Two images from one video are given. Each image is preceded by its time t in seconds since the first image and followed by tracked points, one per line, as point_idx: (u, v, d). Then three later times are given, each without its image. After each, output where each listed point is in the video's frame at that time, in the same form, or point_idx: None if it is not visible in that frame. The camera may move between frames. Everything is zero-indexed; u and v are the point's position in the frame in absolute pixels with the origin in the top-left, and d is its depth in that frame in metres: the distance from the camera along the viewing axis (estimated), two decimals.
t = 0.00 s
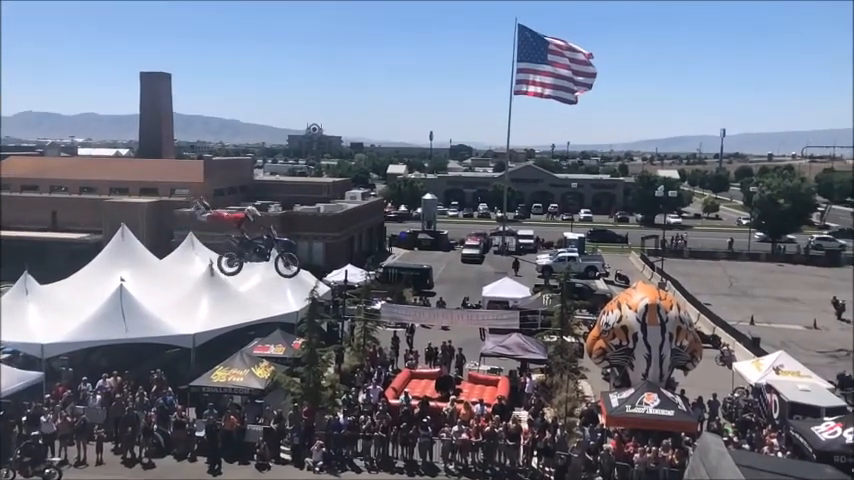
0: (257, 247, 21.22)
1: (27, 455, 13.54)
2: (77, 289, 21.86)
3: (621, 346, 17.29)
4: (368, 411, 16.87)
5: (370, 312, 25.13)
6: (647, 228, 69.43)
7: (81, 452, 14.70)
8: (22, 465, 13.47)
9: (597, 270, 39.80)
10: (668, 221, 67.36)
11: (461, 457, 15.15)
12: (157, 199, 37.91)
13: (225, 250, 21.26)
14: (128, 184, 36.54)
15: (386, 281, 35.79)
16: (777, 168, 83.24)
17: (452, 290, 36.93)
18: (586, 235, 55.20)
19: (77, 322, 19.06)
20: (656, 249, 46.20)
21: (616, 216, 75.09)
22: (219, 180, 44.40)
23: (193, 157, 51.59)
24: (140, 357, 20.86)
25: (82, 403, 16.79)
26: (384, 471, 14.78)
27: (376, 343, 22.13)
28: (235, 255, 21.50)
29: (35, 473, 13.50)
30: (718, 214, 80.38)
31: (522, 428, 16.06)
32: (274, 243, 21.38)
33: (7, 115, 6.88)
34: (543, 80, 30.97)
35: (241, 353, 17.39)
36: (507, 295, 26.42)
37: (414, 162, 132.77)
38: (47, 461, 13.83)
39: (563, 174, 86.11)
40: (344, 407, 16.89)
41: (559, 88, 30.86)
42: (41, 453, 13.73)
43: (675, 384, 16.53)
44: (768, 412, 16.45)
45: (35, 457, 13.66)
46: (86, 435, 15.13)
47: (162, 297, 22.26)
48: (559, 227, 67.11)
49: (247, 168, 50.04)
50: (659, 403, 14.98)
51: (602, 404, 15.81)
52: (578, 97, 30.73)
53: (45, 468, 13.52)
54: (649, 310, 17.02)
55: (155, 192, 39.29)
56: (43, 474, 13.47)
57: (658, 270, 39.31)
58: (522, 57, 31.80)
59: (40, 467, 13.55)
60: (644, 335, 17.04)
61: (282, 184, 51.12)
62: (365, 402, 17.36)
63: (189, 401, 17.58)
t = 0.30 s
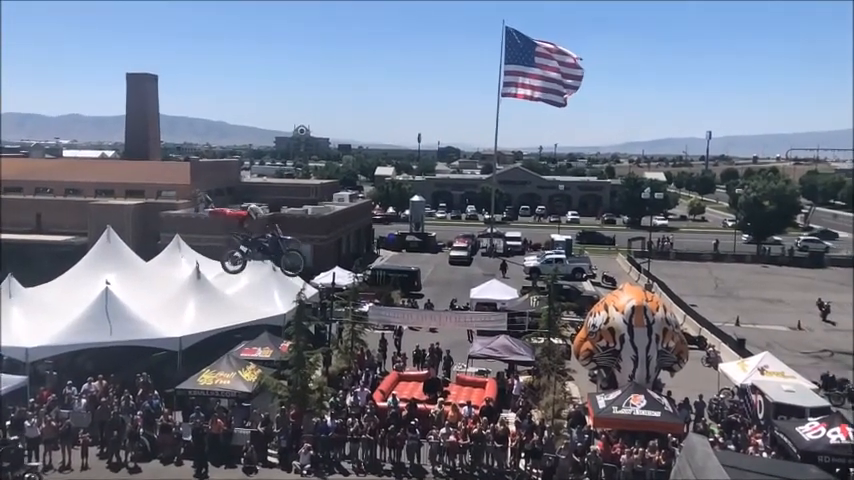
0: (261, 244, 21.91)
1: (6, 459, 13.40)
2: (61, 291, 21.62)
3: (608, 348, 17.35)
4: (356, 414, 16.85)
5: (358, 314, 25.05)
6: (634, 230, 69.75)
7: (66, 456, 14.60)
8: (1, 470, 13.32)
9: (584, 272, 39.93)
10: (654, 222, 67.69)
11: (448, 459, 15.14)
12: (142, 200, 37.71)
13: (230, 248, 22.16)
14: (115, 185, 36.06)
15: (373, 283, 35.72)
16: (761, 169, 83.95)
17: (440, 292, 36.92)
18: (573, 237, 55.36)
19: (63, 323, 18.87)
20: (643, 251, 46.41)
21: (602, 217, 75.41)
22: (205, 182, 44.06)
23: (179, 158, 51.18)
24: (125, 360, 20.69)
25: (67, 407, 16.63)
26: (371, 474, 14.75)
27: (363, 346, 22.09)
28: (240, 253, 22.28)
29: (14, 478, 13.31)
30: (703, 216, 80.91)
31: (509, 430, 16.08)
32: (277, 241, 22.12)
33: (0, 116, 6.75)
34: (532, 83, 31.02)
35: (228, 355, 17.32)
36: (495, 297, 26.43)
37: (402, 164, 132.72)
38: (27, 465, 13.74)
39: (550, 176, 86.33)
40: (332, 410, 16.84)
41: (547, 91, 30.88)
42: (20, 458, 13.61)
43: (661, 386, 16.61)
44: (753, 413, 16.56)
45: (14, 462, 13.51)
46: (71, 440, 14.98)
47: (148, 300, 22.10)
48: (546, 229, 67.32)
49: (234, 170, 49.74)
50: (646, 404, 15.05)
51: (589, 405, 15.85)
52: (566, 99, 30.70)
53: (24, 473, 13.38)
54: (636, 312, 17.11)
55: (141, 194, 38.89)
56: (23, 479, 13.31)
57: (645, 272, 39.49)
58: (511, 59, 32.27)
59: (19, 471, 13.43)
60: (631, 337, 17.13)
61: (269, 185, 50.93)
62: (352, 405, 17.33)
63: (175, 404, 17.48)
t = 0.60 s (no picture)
0: (268, 242, 23.99)
1: None
2: (46, 293, 21.44)
3: (597, 349, 17.42)
4: (345, 415, 16.83)
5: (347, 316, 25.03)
6: (622, 231, 70.07)
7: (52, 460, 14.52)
8: None
9: (572, 272, 40.07)
10: (643, 223, 68.03)
11: (438, 460, 15.15)
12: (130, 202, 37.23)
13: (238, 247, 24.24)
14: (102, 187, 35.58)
15: (363, 285, 35.72)
16: (748, 171, 84.66)
17: (429, 293, 36.97)
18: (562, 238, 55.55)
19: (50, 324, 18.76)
20: (631, 252, 46.66)
21: (591, 218, 75.68)
22: (194, 184, 43.76)
23: (167, 159, 50.85)
24: (112, 363, 20.58)
25: (54, 410, 16.53)
26: (361, 476, 14.74)
27: (353, 347, 22.07)
28: (248, 251, 24.22)
29: None
30: (690, 217, 81.37)
31: (498, 431, 16.10)
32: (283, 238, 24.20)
33: None
34: (521, 85, 31.09)
35: (216, 358, 17.25)
36: (484, 298, 26.50)
37: (391, 165, 132.50)
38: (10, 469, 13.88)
39: (539, 177, 86.56)
40: (321, 411, 16.81)
41: (537, 93, 30.99)
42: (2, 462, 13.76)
43: (649, 386, 16.69)
44: (740, 412, 16.67)
45: None
46: (57, 443, 14.86)
47: (135, 302, 21.95)
48: (535, 230, 67.51)
49: (222, 171, 49.49)
50: (634, 404, 15.12)
51: (578, 406, 15.89)
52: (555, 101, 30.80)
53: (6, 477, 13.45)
54: (624, 312, 17.19)
55: (129, 195, 38.53)
56: None
57: (633, 272, 39.67)
58: (500, 61, 32.34)
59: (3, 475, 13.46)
60: (619, 337, 17.20)
61: (259, 187, 50.80)
62: (342, 406, 17.31)
63: (163, 407, 17.40)
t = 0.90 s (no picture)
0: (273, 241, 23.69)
1: None
2: (33, 295, 21.26)
3: (584, 349, 17.47)
4: (333, 417, 16.78)
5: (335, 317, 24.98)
6: (609, 232, 70.32)
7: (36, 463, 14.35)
8: None
9: (560, 273, 40.18)
10: (630, 224, 68.29)
11: (426, 462, 15.16)
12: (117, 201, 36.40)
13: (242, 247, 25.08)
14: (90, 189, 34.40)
15: (351, 286, 35.67)
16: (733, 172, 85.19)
17: (417, 295, 36.97)
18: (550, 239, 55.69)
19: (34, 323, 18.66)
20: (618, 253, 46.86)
21: (578, 219, 75.91)
22: (180, 184, 43.52)
23: (154, 160, 50.50)
24: (98, 365, 20.43)
25: (38, 414, 16.38)
26: (348, 478, 14.72)
27: (341, 348, 22.03)
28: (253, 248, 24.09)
29: None
30: (677, 218, 81.82)
31: (486, 431, 16.12)
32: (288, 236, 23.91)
33: None
34: (510, 86, 31.14)
35: (203, 360, 17.15)
36: (472, 299, 26.53)
37: (379, 166, 132.28)
38: None
39: (526, 179, 86.69)
40: (309, 413, 16.77)
41: (525, 94, 31.03)
42: None
43: (635, 386, 16.77)
44: (725, 412, 16.77)
45: None
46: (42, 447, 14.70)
47: (122, 304, 21.82)
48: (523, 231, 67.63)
49: (209, 172, 49.25)
50: (621, 404, 15.18)
51: (565, 406, 15.94)
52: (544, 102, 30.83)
53: None
54: (611, 313, 17.26)
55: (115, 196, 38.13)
56: None
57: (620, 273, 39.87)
58: (488, 63, 32.38)
59: None
60: (606, 338, 17.26)
61: (246, 188, 50.57)
62: (330, 408, 17.26)
63: (150, 409, 17.29)
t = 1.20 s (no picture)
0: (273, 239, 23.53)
1: None
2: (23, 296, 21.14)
3: (574, 349, 17.52)
4: (323, 418, 16.74)
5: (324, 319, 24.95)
6: (599, 232, 70.49)
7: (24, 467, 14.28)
8: None
9: (549, 274, 40.26)
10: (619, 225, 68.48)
11: (416, 462, 15.15)
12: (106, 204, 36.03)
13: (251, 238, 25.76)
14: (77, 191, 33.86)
15: (341, 287, 35.62)
16: (721, 173, 85.57)
17: (407, 296, 36.96)
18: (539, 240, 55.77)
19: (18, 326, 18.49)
20: (607, 253, 47.01)
21: (568, 220, 76.05)
22: (169, 186, 43.31)
23: (142, 161, 50.26)
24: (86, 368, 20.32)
25: (26, 418, 16.28)
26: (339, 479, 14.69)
27: (331, 350, 22.00)
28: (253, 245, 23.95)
29: None
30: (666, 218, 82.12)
31: (476, 432, 16.13)
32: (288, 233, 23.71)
33: None
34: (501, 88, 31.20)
35: (192, 362, 17.07)
36: (462, 300, 26.55)
37: (368, 167, 132.05)
38: None
39: (516, 179, 86.76)
40: (299, 415, 16.75)
41: (517, 96, 31.08)
42: None
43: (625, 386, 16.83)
44: (714, 410, 16.85)
45: None
46: (30, 451, 14.64)
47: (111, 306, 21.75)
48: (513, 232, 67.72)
49: (198, 174, 49.06)
50: (610, 404, 15.24)
51: (555, 406, 15.97)
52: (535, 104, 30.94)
53: None
54: (600, 313, 17.32)
55: (103, 198, 37.90)
56: None
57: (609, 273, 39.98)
58: (477, 64, 32.44)
59: None
60: (596, 338, 17.32)
61: (235, 189, 50.41)
62: (320, 409, 17.23)
63: (139, 412, 17.21)
